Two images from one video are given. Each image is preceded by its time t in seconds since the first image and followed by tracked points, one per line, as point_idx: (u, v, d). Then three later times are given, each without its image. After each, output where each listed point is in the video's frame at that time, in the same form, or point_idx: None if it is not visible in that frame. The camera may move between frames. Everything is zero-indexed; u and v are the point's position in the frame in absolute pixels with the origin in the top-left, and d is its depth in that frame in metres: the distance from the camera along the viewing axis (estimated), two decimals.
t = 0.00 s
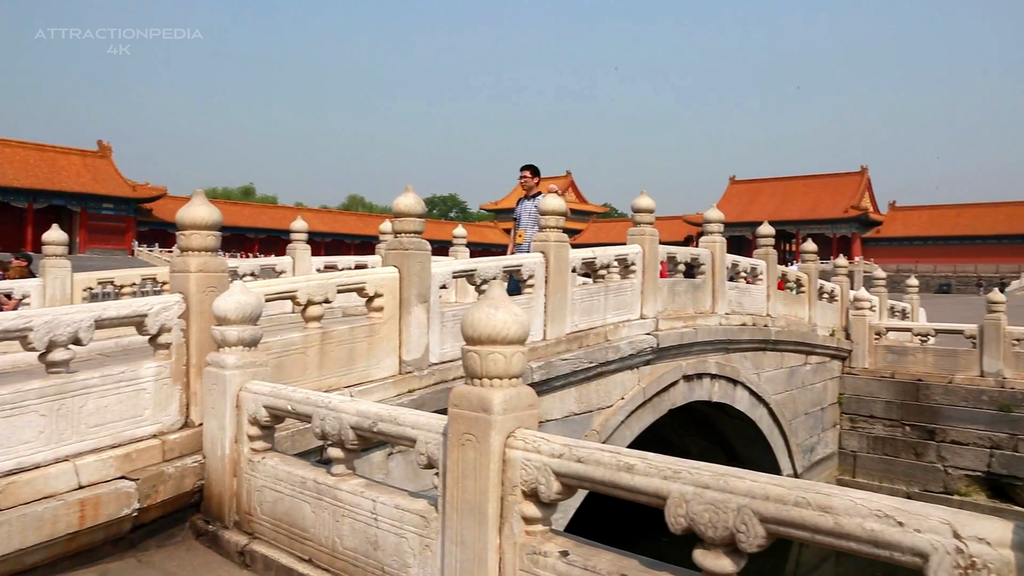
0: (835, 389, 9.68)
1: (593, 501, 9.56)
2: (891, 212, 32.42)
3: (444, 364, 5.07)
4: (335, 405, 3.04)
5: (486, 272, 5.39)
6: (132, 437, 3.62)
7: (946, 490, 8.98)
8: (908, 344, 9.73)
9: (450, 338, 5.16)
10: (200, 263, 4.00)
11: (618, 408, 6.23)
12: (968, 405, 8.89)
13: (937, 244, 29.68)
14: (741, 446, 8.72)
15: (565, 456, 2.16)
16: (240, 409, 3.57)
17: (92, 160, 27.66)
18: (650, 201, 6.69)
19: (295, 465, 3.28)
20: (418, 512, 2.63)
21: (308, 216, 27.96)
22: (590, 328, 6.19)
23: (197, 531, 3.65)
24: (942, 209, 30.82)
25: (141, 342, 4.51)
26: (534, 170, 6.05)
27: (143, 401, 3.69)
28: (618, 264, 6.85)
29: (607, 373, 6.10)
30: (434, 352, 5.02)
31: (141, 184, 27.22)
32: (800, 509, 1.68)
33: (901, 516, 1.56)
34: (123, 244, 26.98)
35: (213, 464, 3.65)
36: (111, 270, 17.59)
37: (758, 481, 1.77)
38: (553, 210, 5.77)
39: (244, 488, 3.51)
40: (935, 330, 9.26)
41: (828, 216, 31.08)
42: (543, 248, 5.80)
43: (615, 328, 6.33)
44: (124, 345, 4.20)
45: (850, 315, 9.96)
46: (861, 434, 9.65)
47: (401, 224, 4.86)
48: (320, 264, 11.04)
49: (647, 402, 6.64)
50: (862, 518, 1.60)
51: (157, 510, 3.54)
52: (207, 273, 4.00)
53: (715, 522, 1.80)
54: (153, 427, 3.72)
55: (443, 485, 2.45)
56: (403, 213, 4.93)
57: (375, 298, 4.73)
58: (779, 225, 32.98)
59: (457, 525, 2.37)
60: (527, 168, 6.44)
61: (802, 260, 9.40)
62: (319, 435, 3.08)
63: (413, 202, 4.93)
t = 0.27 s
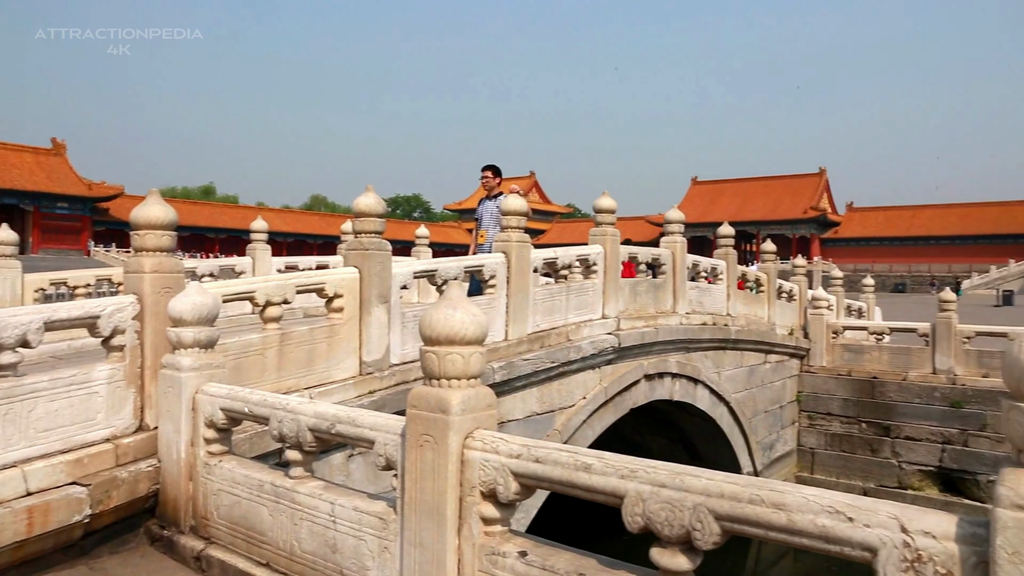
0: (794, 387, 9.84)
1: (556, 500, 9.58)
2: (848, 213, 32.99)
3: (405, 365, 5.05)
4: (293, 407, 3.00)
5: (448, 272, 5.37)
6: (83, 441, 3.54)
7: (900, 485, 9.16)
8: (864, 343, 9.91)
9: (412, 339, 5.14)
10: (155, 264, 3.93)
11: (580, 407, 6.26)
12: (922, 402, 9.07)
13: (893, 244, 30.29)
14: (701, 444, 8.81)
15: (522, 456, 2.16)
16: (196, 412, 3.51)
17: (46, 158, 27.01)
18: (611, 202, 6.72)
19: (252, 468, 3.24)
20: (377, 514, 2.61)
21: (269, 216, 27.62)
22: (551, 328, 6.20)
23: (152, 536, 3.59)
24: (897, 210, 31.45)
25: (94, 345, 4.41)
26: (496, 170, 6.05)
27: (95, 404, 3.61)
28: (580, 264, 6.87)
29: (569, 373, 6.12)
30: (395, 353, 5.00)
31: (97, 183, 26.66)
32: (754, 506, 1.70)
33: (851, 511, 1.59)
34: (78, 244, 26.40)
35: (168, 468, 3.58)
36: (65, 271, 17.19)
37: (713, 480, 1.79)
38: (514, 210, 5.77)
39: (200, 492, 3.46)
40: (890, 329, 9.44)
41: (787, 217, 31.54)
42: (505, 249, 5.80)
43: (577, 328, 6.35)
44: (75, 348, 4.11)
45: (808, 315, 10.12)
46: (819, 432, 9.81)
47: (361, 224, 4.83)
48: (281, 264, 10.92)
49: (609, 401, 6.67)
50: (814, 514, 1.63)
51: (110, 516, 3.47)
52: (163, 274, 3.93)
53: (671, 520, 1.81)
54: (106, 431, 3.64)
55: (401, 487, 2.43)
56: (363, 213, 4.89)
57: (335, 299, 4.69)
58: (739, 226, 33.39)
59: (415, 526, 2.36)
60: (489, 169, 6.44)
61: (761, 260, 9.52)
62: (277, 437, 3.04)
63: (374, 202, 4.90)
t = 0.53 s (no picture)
0: (755, 386, 9.96)
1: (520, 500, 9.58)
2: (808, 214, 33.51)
3: (367, 366, 5.01)
4: (251, 409, 2.96)
5: (410, 273, 5.34)
6: (34, 447, 3.45)
7: (858, 481, 9.32)
8: (823, 342, 10.07)
9: (373, 340, 5.10)
10: (109, 265, 3.85)
11: (543, 408, 6.27)
12: (879, 399, 9.25)
13: (851, 245, 30.82)
14: (664, 443, 8.88)
15: (482, 458, 2.16)
16: (151, 415, 3.44)
17: None
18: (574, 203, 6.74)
19: (209, 472, 3.19)
20: (336, 517, 2.59)
21: (230, 216, 27.25)
22: (514, 329, 6.20)
23: (106, 544, 3.50)
24: (855, 211, 32.01)
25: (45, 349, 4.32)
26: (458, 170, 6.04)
27: (46, 409, 3.53)
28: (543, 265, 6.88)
29: (532, 373, 6.12)
30: (356, 354, 4.96)
31: (52, 182, 26.08)
32: (711, 505, 1.71)
33: (805, 508, 1.61)
34: (33, 245, 25.79)
35: (123, 473, 3.51)
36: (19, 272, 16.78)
37: (670, 479, 1.80)
38: (477, 211, 5.76)
39: (156, 498, 3.40)
40: (848, 328, 9.61)
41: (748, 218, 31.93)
42: (467, 249, 5.79)
43: (540, 329, 6.36)
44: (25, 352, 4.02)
45: (769, 314, 10.25)
46: (779, 430, 9.95)
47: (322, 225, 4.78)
48: (242, 265, 10.78)
49: (572, 401, 6.69)
50: (769, 511, 1.64)
51: (62, 524, 3.39)
52: (117, 275, 3.86)
53: (629, 520, 1.82)
54: (58, 436, 3.56)
55: (360, 489, 2.41)
56: (324, 213, 4.85)
57: (295, 300, 4.64)
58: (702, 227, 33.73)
59: (375, 529, 2.34)
60: (452, 169, 6.43)
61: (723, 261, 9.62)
62: (235, 440, 3.00)
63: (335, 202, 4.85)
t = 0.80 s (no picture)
0: (715, 384, 10.07)
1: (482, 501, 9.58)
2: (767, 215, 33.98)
3: (326, 368, 4.97)
4: (205, 413, 2.91)
5: (369, 273, 5.30)
6: None
7: (815, 478, 9.46)
8: (780, 341, 10.22)
9: (332, 341, 5.05)
10: (58, 265, 3.76)
11: (504, 408, 6.26)
12: (835, 397, 9.41)
13: (808, 245, 31.33)
14: (625, 442, 8.93)
15: (439, 459, 2.15)
16: (102, 419, 3.37)
17: None
18: (535, 203, 6.75)
19: (162, 476, 3.13)
20: (292, 520, 2.56)
21: (188, 216, 26.80)
22: (475, 329, 6.18)
23: (54, 552, 3.41)
24: (812, 212, 32.55)
25: None
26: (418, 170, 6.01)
27: None
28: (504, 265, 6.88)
29: (493, 374, 6.11)
30: (315, 356, 4.91)
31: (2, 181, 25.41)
32: (666, 503, 1.72)
33: (757, 506, 1.63)
34: None
35: (72, 478, 3.42)
36: None
37: (626, 478, 1.81)
38: (438, 211, 5.74)
39: (108, 503, 3.33)
40: (805, 327, 9.76)
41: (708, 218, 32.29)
42: (427, 250, 5.76)
43: (501, 329, 6.35)
44: None
45: (728, 314, 10.37)
46: (739, 428, 10.07)
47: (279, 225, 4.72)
48: (199, 265, 10.61)
49: (533, 401, 6.70)
50: (723, 509, 1.66)
51: (8, 533, 3.27)
52: (67, 276, 3.77)
53: (585, 519, 1.83)
54: (4, 442, 3.46)
55: (316, 492, 2.38)
56: (282, 213, 4.78)
57: (252, 301, 4.58)
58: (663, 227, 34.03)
59: (331, 532, 2.31)
60: (412, 169, 6.40)
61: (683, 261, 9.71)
62: (189, 444, 2.94)
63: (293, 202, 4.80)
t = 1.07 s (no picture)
0: (673, 383, 10.17)
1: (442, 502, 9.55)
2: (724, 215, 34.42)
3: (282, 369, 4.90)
4: (156, 416, 2.85)
5: (326, 274, 5.25)
6: None
7: (771, 474, 9.59)
8: (737, 340, 10.35)
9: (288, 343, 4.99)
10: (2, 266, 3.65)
11: (463, 408, 6.24)
12: (790, 395, 9.56)
13: (765, 245, 31.80)
14: (585, 441, 8.97)
15: (394, 460, 2.13)
16: (48, 425, 3.28)
17: None
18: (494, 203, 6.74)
19: (111, 482, 3.06)
20: (246, 525, 2.52)
21: (142, 216, 26.28)
22: (434, 329, 6.15)
23: None
24: (768, 212, 33.05)
25: None
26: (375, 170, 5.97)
27: None
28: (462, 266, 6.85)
29: (452, 374, 6.09)
30: (270, 357, 4.84)
31: None
32: (620, 502, 1.73)
33: (709, 504, 1.64)
34: None
35: (17, 486, 3.32)
36: None
37: (580, 477, 1.81)
38: (395, 211, 5.69)
39: (54, 511, 3.24)
40: (761, 326, 9.90)
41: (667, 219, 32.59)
42: (385, 250, 5.72)
43: (460, 329, 6.32)
44: None
45: (686, 313, 10.47)
46: (697, 426, 10.18)
47: (234, 225, 4.65)
48: (153, 266, 10.41)
49: (493, 401, 6.69)
50: (675, 507, 1.67)
51: None
52: (11, 277, 3.67)
53: (540, 519, 1.83)
54: None
55: (269, 496, 2.35)
56: (236, 213, 4.71)
57: (206, 302, 4.50)
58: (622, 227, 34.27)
59: (285, 536, 2.28)
60: (369, 169, 6.35)
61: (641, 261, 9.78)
62: (139, 449, 2.88)
63: (248, 201, 4.72)
